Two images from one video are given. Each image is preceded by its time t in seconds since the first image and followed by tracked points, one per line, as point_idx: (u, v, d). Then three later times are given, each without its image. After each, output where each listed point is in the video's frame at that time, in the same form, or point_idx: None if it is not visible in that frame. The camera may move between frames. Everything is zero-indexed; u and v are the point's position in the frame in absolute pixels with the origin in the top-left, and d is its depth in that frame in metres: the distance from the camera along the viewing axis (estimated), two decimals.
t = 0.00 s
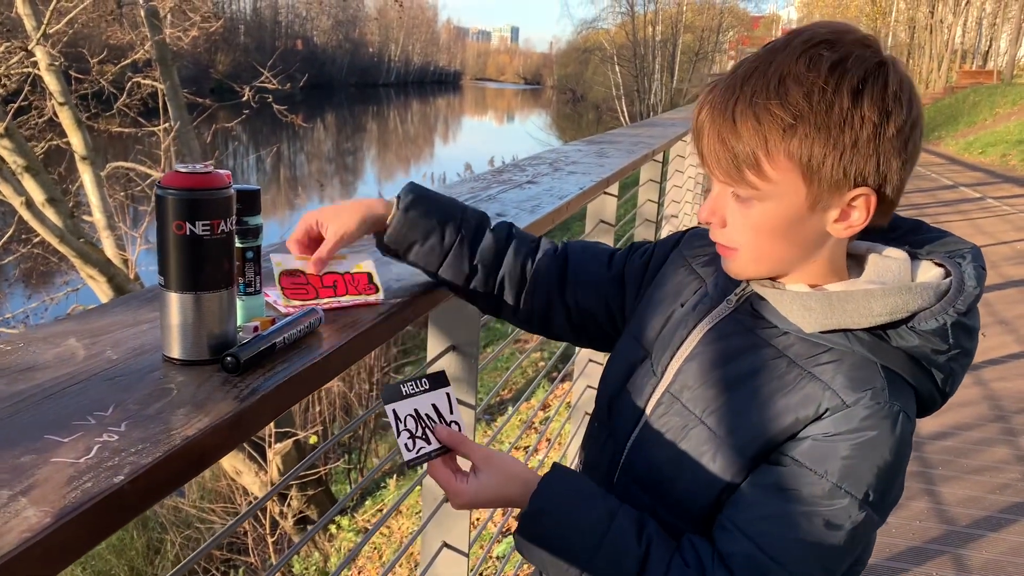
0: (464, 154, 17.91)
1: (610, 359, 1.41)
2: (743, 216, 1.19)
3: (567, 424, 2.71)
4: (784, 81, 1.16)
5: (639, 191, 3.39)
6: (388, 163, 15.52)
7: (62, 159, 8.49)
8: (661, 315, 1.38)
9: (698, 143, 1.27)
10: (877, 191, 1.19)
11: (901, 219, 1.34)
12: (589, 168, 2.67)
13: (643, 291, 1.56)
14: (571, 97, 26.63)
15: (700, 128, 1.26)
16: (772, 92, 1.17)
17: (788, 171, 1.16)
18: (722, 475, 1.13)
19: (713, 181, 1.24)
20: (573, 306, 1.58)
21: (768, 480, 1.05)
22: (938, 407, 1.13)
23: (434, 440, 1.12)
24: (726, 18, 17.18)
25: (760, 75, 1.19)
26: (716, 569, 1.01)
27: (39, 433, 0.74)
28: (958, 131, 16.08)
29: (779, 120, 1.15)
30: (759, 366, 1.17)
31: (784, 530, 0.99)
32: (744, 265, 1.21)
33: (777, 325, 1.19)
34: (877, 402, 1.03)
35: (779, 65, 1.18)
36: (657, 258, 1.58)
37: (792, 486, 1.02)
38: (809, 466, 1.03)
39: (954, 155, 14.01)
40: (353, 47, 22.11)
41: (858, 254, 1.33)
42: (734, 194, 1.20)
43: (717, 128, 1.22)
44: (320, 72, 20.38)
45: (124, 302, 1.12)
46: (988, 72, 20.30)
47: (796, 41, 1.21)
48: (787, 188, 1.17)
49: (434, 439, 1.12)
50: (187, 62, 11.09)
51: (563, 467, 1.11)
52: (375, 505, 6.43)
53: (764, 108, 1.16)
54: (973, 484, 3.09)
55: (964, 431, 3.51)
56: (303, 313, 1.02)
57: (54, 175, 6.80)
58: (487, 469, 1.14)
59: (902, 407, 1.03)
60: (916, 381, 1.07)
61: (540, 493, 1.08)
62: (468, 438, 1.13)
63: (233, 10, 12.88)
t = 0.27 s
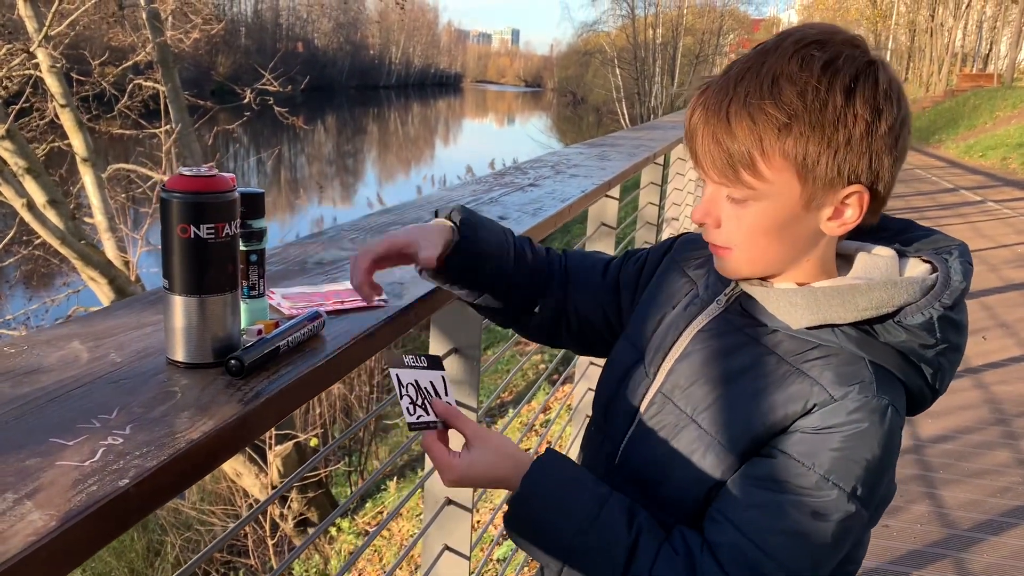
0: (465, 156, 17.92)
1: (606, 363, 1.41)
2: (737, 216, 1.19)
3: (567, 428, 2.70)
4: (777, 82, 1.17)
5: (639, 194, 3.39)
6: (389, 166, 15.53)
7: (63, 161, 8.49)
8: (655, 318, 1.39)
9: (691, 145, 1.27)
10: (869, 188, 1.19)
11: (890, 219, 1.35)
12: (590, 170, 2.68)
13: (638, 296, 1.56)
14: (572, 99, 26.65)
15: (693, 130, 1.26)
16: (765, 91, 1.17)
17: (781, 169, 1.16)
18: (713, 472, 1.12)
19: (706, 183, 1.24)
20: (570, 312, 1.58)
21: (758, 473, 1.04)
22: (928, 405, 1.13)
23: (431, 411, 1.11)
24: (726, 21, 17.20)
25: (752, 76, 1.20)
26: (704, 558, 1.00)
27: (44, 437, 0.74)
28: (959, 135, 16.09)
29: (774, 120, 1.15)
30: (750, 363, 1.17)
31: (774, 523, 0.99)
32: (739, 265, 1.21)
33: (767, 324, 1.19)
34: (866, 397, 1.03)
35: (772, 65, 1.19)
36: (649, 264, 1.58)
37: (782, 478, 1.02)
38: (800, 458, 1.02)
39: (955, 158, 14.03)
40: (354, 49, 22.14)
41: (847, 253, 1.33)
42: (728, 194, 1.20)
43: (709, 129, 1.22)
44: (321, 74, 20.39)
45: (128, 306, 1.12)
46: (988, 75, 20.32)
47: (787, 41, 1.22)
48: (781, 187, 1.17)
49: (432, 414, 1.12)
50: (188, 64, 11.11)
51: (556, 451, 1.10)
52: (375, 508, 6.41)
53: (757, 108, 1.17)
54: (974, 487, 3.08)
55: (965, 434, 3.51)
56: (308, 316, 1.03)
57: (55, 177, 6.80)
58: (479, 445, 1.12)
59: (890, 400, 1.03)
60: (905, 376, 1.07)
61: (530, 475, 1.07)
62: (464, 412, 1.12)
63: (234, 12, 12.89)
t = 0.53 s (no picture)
0: (465, 157, 17.92)
1: (609, 364, 1.41)
2: (743, 212, 1.19)
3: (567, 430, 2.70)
4: (775, 77, 1.18)
5: (639, 195, 3.39)
6: (388, 167, 15.53)
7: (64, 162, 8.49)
8: (657, 319, 1.38)
9: (694, 147, 1.27)
10: (873, 177, 1.19)
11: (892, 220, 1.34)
12: (590, 172, 2.68)
13: (637, 297, 1.56)
14: (572, 101, 26.66)
15: (695, 132, 1.27)
16: (764, 87, 1.18)
17: (785, 162, 1.16)
18: (718, 473, 1.12)
19: (711, 182, 1.24)
20: (569, 314, 1.59)
21: (764, 472, 1.04)
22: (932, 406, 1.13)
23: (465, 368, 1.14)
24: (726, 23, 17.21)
25: (750, 74, 1.21)
26: (713, 551, 1.00)
27: (47, 438, 0.74)
28: (958, 136, 16.09)
29: (775, 113, 1.16)
30: (758, 364, 1.17)
31: (781, 518, 0.98)
32: (747, 261, 1.20)
33: (774, 324, 1.20)
34: (872, 397, 1.04)
35: (769, 63, 1.21)
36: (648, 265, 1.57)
37: (788, 476, 1.02)
38: (806, 457, 1.03)
39: (955, 160, 14.03)
40: (354, 50, 22.15)
41: (851, 256, 1.33)
42: (733, 192, 1.20)
43: (711, 129, 1.23)
44: (321, 76, 20.39)
45: (130, 306, 1.12)
46: (988, 77, 20.33)
47: (781, 41, 1.23)
48: (786, 180, 1.17)
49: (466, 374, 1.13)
50: (187, 65, 11.10)
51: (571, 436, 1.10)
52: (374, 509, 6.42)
53: (758, 104, 1.18)
54: (974, 489, 3.08)
55: (965, 436, 3.51)
56: (310, 317, 1.03)
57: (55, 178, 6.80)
58: (500, 417, 1.13)
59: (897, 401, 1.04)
60: (912, 375, 1.07)
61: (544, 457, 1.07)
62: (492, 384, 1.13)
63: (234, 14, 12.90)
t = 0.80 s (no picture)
0: (464, 159, 17.92)
1: (612, 366, 1.41)
2: (733, 217, 1.20)
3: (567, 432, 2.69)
4: (761, 82, 1.19)
5: (639, 197, 3.39)
6: (388, 168, 15.53)
7: (64, 162, 8.49)
8: (660, 321, 1.38)
9: (685, 153, 1.29)
10: (865, 179, 1.19)
11: (890, 218, 1.34)
12: (591, 173, 2.68)
13: (636, 295, 1.56)
14: (571, 102, 26.67)
15: (686, 138, 1.28)
16: (750, 93, 1.19)
17: (773, 167, 1.17)
18: (741, 478, 1.15)
19: (703, 187, 1.26)
20: (569, 309, 1.61)
21: (799, 490, 1.05)
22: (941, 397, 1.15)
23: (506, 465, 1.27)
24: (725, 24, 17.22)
25: (738, 80, 1.22)
26: None
27: (50, 440, 0.74)
28: (957, 138, 16.10)
29: (760, 118, 1.17)
30: (771, 367, 1.18)
31: (828, 539, 0.99)
32: (739, 266, 1.21)
33: (784, 326, 1.20)
34: (891, 398, 1.04)
35: (756, 68, 1.21)
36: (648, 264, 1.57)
37: (820, 490, 1.03)
38: (834, 467, 1.04)
39: (954, 162, 14.05)
40: (354, 52, 22.17)
41: (852, 253, 1.33)
42: (724, 196, 1.21)
43: (700, 135, 1.24)
44: (321, 77, 20.41)
45: (132, 309, 1.12)
46: (987, 78, 20.34)
47: (769, 46, 1.24)
48: (775, 184, 1.17)
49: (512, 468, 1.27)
50: (186, 66, 11.10)
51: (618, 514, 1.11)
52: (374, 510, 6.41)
53: (744, 109, 1.19)
54: (975, 491, 3.09)
55: (965, 438, 3.52)
56: (312, 319, 1.03)
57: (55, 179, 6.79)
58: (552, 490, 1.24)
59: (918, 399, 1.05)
60: (924, 372, 1.09)
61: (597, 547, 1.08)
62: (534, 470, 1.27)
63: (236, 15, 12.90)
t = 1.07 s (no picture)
0: (463, 160, 17.91)
1: (621, 373, 1.43)
2: (735, 245, 1.20)
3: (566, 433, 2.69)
4: (743, 110, 1.17)
5: (638, 199, 3.39)
6: (386, 169, 15.52)
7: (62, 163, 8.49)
8: (667, 325, 1.38)
9: (678, 182, 1.28)
10: (862, 187, 1.17)
11: (892, 219, 1.35)
12: (591, 175, 2.68)
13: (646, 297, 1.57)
14: (569, 104, 26.66)
15: (676, 166, 1.28)
16: (734, 123, 1.18)
17: (767, 193, 1.16)
18: (751, 483, 1.17)
19: (701, 214, 1.26)
20: (578, 313, 1.59)
21: (812, 500, 1.08)
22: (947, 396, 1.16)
23: None
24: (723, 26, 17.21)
25: (719, 107, 1.20)
26: None
27: (52, 442, 0.74)
28: (956, 140, 16.10)
29: (749, 150, 1.16)
30: (776, 370, 1.18)
31: (845, 551, 1.01)
32: (746, 287, 1.23)
33: (788, 329, 1.20)
34: (896, 404, 1.05)
35: (736, 94, 1.19)
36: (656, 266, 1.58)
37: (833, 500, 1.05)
38: (843, 475, 1.05)
39: (952, 164, 14.05)
40: (352, 53, 22.16)
41: (853, 253, 1.34)
42: (724, 224, 1.21)
43: (689, 166, 1.23)
44: (319, 78, 20.40)
45: (133, 309, 1.13)
46: (985, 80, 20.38)
47: (747, 66, 1.21)
48: (772, 209, 1.17)
49: None
50: (185, 67, 11.11)
51: None
52: (373, 512, 6.40)
53: (730, 141, 1.18)
54: (973, 493, 3.09)
55: (963, 439, 3.52)
56: (313, 321, 1.03)
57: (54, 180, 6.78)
58: None
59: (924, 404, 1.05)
60: (929, 377, 1.09)
61: None
62: None
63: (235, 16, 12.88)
